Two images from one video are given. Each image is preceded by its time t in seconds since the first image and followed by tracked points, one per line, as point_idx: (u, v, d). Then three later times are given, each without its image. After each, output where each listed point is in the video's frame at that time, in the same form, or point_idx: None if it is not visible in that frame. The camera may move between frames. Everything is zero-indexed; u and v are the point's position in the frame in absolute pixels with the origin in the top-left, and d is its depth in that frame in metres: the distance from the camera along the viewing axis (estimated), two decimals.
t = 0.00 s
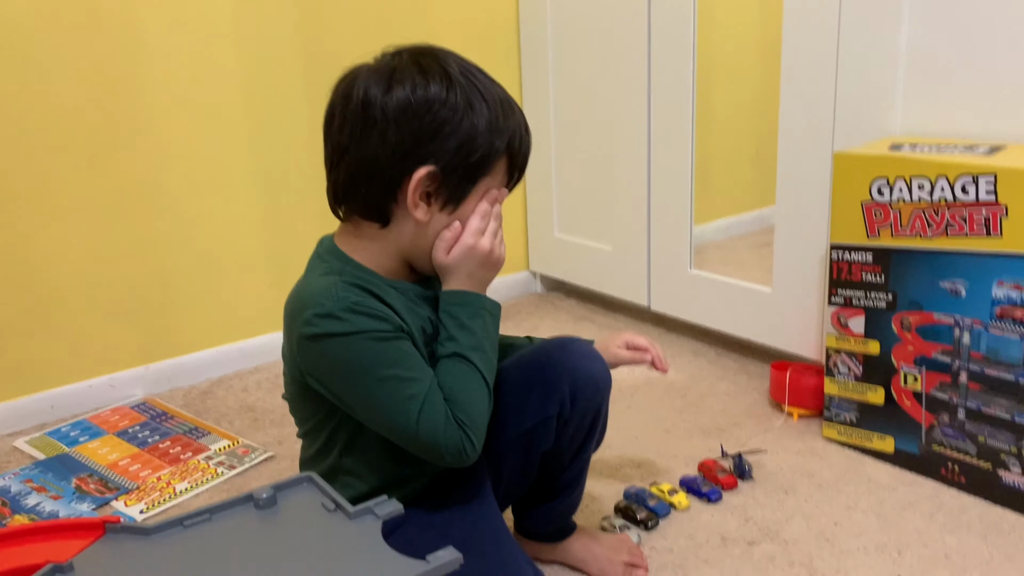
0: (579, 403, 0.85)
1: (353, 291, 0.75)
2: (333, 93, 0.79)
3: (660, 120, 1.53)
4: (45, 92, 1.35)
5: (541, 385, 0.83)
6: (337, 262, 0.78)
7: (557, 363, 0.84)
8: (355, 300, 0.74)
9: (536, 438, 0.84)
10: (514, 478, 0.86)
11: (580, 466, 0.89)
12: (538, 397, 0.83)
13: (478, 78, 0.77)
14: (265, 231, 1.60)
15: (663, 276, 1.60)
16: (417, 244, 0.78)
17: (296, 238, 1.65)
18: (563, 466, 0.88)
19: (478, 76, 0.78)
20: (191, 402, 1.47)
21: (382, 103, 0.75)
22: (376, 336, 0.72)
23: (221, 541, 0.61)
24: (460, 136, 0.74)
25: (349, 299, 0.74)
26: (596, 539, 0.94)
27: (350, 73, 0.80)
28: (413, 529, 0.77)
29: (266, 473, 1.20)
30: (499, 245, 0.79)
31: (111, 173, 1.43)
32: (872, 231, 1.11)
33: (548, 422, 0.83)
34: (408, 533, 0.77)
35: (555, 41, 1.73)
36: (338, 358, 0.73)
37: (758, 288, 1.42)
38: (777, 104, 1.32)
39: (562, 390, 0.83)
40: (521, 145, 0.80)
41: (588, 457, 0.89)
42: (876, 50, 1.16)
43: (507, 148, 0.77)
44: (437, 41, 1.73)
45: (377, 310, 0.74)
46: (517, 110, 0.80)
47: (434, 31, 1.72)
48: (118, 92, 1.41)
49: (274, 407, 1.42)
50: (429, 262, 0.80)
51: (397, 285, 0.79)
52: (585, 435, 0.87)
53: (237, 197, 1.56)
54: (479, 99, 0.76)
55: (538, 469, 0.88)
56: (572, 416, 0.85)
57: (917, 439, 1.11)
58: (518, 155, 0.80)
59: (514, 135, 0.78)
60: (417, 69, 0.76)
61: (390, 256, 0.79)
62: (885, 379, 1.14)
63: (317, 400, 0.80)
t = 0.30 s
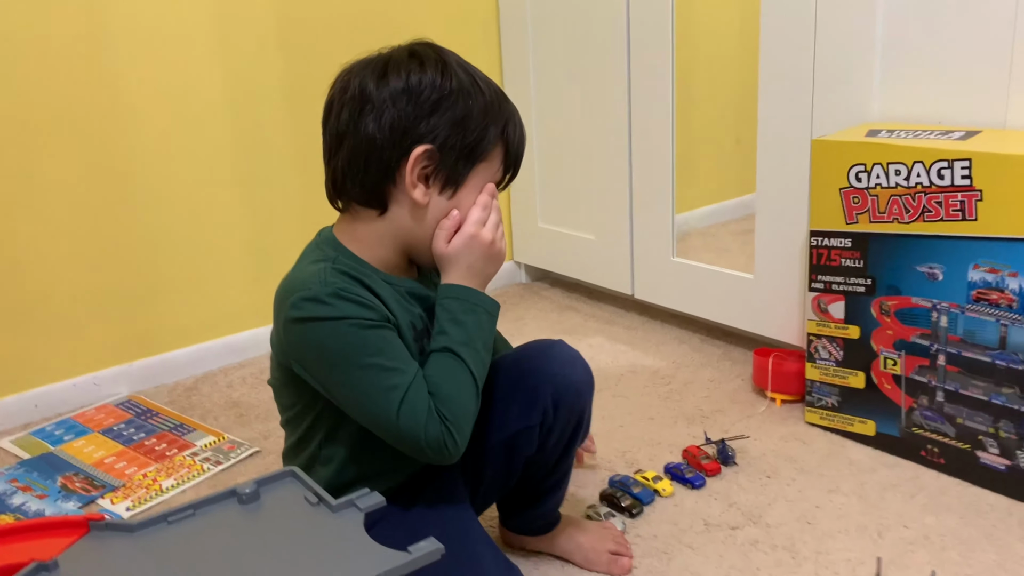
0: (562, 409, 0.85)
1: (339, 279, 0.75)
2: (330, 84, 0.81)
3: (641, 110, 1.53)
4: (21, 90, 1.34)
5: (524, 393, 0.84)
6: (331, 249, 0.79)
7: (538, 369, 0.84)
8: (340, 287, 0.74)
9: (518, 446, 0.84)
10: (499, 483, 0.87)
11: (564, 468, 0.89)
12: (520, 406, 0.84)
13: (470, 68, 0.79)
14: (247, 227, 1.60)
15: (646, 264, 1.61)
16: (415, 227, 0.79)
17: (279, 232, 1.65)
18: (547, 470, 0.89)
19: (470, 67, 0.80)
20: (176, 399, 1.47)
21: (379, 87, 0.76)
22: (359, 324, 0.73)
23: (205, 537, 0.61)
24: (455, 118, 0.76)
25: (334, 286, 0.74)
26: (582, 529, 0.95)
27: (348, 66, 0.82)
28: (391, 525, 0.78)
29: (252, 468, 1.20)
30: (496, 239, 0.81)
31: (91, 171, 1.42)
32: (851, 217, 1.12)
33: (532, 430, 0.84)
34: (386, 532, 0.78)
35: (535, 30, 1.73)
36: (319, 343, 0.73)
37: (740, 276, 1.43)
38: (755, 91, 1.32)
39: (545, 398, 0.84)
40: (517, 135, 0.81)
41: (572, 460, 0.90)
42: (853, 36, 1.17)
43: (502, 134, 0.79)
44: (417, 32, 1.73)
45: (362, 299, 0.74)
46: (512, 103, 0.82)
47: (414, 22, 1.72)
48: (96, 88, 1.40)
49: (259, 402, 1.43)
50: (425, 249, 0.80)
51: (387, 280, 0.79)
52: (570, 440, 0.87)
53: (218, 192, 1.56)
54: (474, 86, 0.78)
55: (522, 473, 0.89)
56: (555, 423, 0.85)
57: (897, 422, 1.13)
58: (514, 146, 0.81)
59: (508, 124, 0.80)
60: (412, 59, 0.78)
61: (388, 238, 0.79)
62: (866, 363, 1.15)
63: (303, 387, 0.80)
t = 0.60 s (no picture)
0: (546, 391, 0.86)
1: (324, 270, 0.75)
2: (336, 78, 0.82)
3: (625, 100, 1.53)
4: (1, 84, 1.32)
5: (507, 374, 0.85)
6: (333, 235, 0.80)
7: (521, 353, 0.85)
8: (317, 280, 0.75)
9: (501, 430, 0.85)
10: (484, 471, 0.87)
11: (548, 456, 0.90)
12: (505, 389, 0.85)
13: (465, 52, 0.77)
14: (231, 221, 1.60)
15: (632, 254, 1.61)
16: (404, 209, 0.79)
17: (264, 226, 1.64)
18: (532, 457, 0.89)
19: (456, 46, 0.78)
20: (162, 394, 1.47)
21: (364, 71, 0.76)
22: (313, 326, 0.73)
23: (186, 529, 0.61)
24: (433, 101, 0.74)
25: (314, 277, 0.75)
26: (567, 516, 0.95)
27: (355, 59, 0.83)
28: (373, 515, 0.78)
29: (238, 462, 1.20)
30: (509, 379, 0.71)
31: (73, 166, 1.41)
32: (833, 204, 1.13)
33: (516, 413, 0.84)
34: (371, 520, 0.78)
35: (518, 22, 1.73)
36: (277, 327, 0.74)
37: (724, 264, 1.43)
38: (738, 80, 1.33)
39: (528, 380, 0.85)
40: (517, 121, 0.78)
41: (556, 448, 0.90)
42: (834, 25, 1.17)
43: (492, 117, 0.76)
44: (401, 24, 1.72)
45: (332, 301, 0.74)
46: (516, 89, 0.78)
47: (397, 14, 1.71)
48: (76, 82, 1.39)
49: (245, 396, 1.42)
50: (415, 229, 0.80)
51: (384, 275, 0.79)
52: (554, 425, 0.88)
53: (202, 186, 1.55)
54: (461, 72, 0.75)
55: (508, 461, 0.89)
56: (538, 407, 0.86)
57: (880, 408, 1.13)
58: (514, 131, 0.78)
59: (503, 108, 0.77)
60: (407, 42, 0.77)
61: (381, 218, 0.80)
62: (848, 349, 1.16)
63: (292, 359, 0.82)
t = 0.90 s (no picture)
0: (556, 400, 0.86)
1: (316, 236, 0.78)
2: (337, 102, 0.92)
3: (623, 100, 1.53)
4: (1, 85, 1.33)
5: (518, 383, 0.85)
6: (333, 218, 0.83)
7: (531, 361, 0.86)
8: (308, 242, 0.77)
9: (510, 437, 0.85)
10: (490, 474, 0.88)
11: (555, 460, 0.90)
12: (514, 397, 0.85)
13: (367, 36, 0.81)
14: (231, 221, 1.60)
15: (630, 254, 1.62)
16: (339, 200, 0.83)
17: (263, 226, 1.64)
18: (539, 461, 0.90)
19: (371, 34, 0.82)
20: (162, 394, 1.47)
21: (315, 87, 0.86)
22: (307, 275, 0.74)
23: (190, 530, 0.61)
24: (326, 76, 0.80)
25: (304, 238, 0.78)
26: (570, 518, 0.95)
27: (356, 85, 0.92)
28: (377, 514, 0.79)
29: (239, 462, 1.20)
30: (381, 209, 0.61)
31: (72, 167, 1.41)
32: (831, 203, 1.13)
33: (525, 421, 0.85)
34: (378, 524, 0.79)
35: (517, 21, 1.73)
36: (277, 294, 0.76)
37: (724, 263, 1.43)
38: (737, 80, 1.33)
39: (538, 389, 0.85)
40: (391, 79, 0.76)
41: (563, 453, 0.90)
42: (832, 25, 1.17)
43: (358, 80, 0.76)
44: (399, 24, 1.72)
45: (322, 255, 0.76)
46: (403, 52, 0.77)
47: (396, 13, 1.71)
48: (75, 83, 1.39)
49: (246, 396, 1.43)
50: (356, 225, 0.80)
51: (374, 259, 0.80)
52: (563, 431, 0.88)
53: (202, 186, 1.55)
54: (349, 49, 0.79)
55: (514, 464, 0.90)
56: (549, 415, 0.86)
57: (879, 406, 1.14)
58: (389, 91, 0.75)
59: (373, 70, 0.76)
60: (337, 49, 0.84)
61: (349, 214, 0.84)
62: (847, 348, 1.16)
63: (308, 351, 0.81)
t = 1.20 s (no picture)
0: (562, 399, 0.86)
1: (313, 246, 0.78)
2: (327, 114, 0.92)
3: (633, 101, 1.54)
4: (13, 85, 1.33)
5: (524, 383, 0.86)
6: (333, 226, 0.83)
7: (536, 361, 0.86)
8: (305, 253, 0.77)
9: (517, 435, 0.86)
10: (498, 472, 0.89)
11: (563, 460, 0.90)
12: (521, 395, 0.86)
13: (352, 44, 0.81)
14: (241, 221, 1.60)
15: (640, 255, 1.62)
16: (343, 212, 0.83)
17: (272, 226, 1.65)
18: (547, 460, 0.90)
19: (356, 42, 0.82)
20: (173, 393, 1.48)
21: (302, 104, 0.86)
22: (306, 289, 0.75)
23: (205, 528, 0.61)
24: (317, 86, 0.80)
25: (301, 249, 0.77)
26: (578, 518, 0.95)
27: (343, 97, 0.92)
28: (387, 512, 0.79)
29: (250, 461, 1.21)
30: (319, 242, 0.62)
31: (83, 167, 1.42)
32: (842, 205, 1.13)
33: (531, 421, 0.85)
34: (388, 524, 0.80)
35: (526, 22, 1.73)
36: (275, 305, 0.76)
37: (733, 265, 1.43)
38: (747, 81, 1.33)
39: (544, 388, 0.85)
40: (386, 84, 0.76)
41: (571, 453, 0.90)
42: (843, 25, 1.17)
43: (353, 88, 0.76)
44: (409, 25, 1.73)
45: (317, 266, 0.76)
46: (393, 57, 0.78)
47: (405, 14, 1.72)
48: (87, 83, 1.40)
49: (256, 395, 1.43)
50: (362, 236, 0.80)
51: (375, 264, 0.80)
52: (569, 430, 0.88)
53: (212, 186, 1.56)
54: (337, 59, 0.80)
55: (522, 464, 0.90)
56: (555, 414, 0.86)
57: (889, 408, 1.14)
58: (385, 96, 0.76)
59: (366, 76, 0.77)
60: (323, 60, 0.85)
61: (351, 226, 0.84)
62: (857, 349, 1.16)
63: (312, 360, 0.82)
